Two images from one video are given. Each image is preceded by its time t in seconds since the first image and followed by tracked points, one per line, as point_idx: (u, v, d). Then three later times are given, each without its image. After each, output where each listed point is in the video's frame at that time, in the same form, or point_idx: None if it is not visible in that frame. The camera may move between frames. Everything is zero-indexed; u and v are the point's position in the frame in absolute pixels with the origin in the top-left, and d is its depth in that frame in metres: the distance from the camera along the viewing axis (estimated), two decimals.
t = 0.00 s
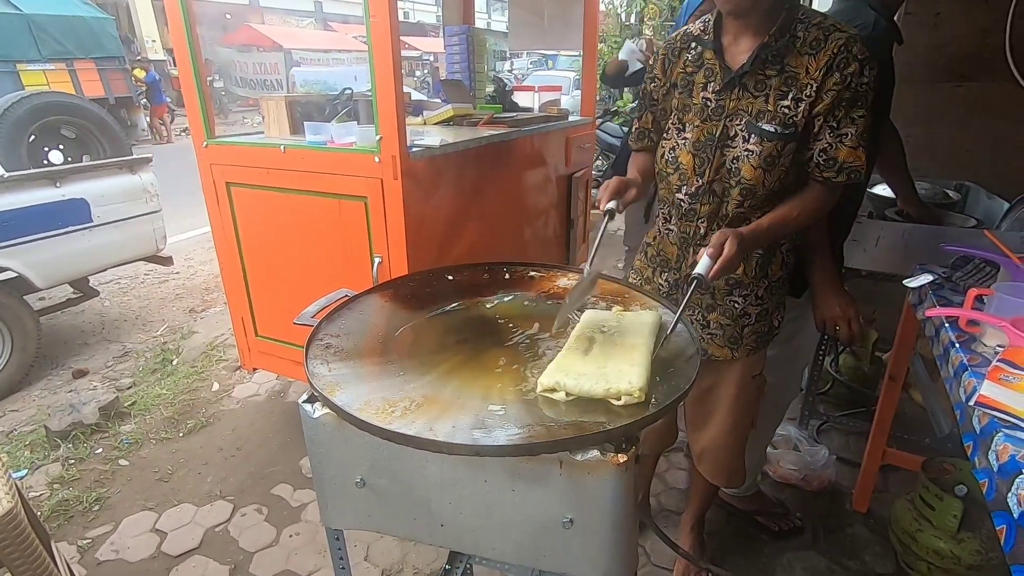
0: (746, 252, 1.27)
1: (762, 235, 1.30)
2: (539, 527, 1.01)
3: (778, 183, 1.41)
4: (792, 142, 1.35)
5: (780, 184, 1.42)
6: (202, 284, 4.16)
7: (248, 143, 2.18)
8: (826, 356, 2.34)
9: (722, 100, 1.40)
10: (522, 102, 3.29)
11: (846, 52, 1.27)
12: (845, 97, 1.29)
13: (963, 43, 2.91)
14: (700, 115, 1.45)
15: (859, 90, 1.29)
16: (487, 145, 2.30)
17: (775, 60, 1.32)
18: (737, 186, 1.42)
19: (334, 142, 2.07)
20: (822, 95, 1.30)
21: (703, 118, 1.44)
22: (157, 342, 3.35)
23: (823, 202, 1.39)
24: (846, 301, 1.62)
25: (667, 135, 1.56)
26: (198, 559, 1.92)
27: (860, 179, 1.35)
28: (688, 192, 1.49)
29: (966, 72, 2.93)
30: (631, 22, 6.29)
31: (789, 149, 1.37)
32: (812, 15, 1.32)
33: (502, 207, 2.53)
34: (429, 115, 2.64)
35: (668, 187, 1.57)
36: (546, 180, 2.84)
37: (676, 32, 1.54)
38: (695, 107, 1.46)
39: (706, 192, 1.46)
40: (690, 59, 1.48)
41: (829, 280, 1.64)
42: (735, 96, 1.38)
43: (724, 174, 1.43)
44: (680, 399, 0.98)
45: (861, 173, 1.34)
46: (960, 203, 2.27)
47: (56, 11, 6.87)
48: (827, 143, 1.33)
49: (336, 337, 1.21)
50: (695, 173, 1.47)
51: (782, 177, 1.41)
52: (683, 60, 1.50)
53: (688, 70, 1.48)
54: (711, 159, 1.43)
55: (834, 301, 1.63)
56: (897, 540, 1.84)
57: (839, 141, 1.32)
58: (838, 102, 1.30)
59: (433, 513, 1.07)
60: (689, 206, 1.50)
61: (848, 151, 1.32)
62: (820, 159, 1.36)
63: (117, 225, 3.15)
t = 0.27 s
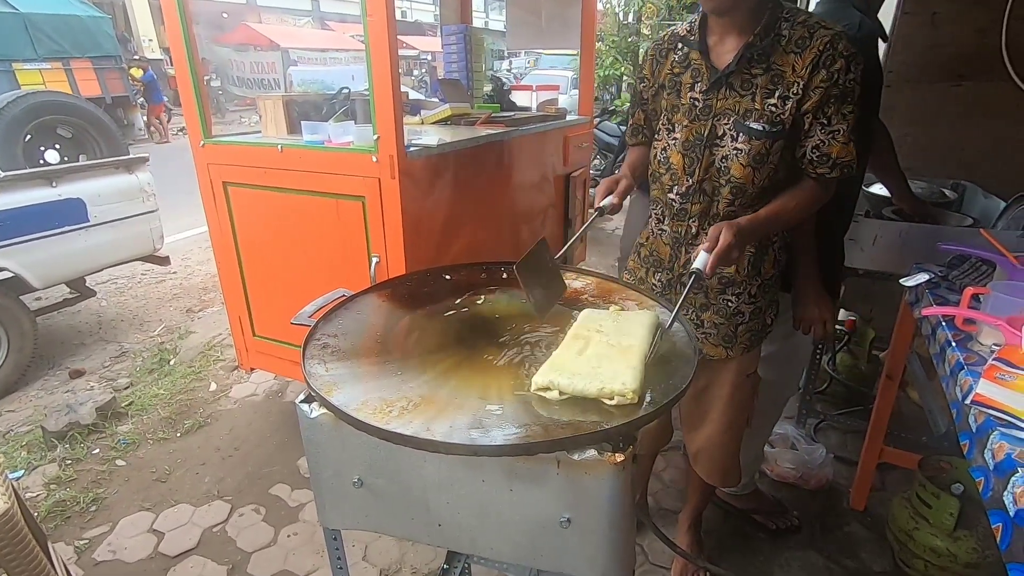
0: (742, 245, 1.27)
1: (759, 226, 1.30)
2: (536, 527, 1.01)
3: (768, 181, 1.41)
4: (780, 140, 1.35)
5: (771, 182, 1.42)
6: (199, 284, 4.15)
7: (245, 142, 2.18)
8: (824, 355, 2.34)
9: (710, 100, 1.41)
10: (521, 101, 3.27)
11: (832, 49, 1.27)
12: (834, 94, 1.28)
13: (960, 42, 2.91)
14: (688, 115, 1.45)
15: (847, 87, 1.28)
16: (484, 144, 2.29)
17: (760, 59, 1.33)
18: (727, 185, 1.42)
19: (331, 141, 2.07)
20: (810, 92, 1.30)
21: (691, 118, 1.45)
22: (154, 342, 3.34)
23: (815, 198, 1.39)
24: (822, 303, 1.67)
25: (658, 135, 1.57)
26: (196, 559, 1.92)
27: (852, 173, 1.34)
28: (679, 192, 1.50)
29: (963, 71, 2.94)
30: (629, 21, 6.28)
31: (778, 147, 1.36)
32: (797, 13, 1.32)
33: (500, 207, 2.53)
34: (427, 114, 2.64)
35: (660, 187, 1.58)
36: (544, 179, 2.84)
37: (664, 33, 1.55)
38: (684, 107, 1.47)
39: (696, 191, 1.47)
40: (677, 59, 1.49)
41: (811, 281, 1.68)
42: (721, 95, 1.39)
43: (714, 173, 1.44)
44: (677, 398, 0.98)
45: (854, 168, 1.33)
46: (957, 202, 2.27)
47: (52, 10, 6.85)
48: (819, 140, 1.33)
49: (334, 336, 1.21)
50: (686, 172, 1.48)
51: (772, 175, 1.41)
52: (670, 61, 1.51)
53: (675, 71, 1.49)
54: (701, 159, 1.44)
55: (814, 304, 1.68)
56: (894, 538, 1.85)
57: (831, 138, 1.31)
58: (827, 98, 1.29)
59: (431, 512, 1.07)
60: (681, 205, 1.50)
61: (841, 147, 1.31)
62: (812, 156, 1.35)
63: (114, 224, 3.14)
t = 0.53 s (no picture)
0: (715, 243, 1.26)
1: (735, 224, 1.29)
2: (533, 528, 1.01)
3: (753, 179, 1.41)
4: (763, 139, 1.35)
5: (755, 181, 1.41)
6: (196, 284, 4.15)
7: (241, 143, 2.18)
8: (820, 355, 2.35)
9: (695, 100, 1.41)
10: (517, 101, 3.24)
11: (813, 48, 1.27)
12: (814, 92, 1.29)
13: (955, 42, 2.92)
14: (674, 115, 1.45)
15: (828, 85, 1.28)
16: (481, 144, 2.29)
17: (743, 59, 1.33)
18: (713, 184, 1.42)
19: (328, 141, 2.06)
20: (790, 91, 1.30)
21: (677, 118, 1.45)
22: (150, 342, 3.33)
23: (798, 196, 1.38)
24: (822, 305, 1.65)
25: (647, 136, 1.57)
26: (192, 561, 1.92)
27: (833, 171, 1.34)
28: (667, 192, 1.50)
29: (958, 71, 2.95)
30: (626, 21, 6.28)
31: (762, 146, 1.36)
32: (779, 13, 1.33)
33: (497, 207, 2.53)
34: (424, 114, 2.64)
35: (649, 188, 1.58)
36: (542, 179, 2.84)
37: (652, 36, 1.55)
38: (671, 108, 1.47)
39: (684, 191, 1.47)
40: (664, 61, 1.49)
41: (812, 282, 1.66)
42: (706, 95, 1.39)
43: (700, 172, 1.44)
44: (674, 399, 0.98)
45: (834, 166, 1.34)
46: (953, 202, 2.28)
47: (47, 10, 6.82)
48: (800, 138, 1.33)
49: (330, 336, 1.21)
50: (673, 172, 1.48)
51: (756, 174, 1.41)
52: (658, 63, 1.51)
53: (662, 73, 1.50)
54: (687, 159, 1.44)
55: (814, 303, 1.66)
56: (890, 537, 1.85)
57: (812, 135, 1.32)
58: (807, 96, 1.30)
59: (428, 513, 1.07)
60: (669, 205, 1.51)
61: (821, 145, 1.31)
62: (793, 154, 1.35)
63: (110, 225, 3.13)
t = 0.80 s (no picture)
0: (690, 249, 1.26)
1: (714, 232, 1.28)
2: (531, 534, 1.01)
3: (742, 185, 1.40)
4: (749, 144, 1.35)
5: (744, 186, 1.41)
6: (194, 289, 4.14)
7: (240, 148, 2.18)
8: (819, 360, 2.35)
9: (684, 107, 1.42)
10: (516, 106, 3.31)
11: (796, 54, 1.27)
12: (797, 97, 1.29)
13: (950, 49, 2.94)
14: (666, 121, 1.46)
15: (811, 90, 1.28)
16: (479, 150, 2.30)
17: (730, 65, 1.34)
18: (702, 189, 1.43)
19: (328, 147, 2.06)
20: (774, 96, 1.30)
21: (668, 124, 1.46)
22: (148, 348, 3.33)
23: (784, 202, 1.36)
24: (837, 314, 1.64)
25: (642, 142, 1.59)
26: (189, 567, 1.91)
27: (818, 176, 1.32)
28: (660, 197, 1.51)
29: (953, 78, 2.97)
30: (625, 28, 6.31)
31: (749, 151, 1.37)
32: (766, 20, 1.34)
33: (496, 212, 2.53)
34: (423, 120, 2.65)
35: (643, 194, 1.59)
36: (540, 185, 2.84)
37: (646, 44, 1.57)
38: (662, 114, 1.48)
39: (675, 196, 1.48)
40: (656, 70, 1.51)
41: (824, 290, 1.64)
42: (695, 102, 1.40)
43: (691, 178, 1.45)
44: (673, 405, 0.98)
45: (818, 171, 1.32)
46: (949, 208, 2.29)
47: (47, 15, 6.84)
48: (783, 143, 1.32)
49: (329, 342, 1.21)
50: (665, 178, 1.49)
51: (745, 180, 1.41)
52: (651, 71, 1.53)
53: (654, 80, 1.51)
54: (678, 164, 1.45)
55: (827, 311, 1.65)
56: (890, 543, 1.85)
57: (795, 140, 1.31)
58: (790, 101, 1.30)
59: (427, 519, 1.07)
60: (662, 210, 1.52)
61: (804, 150, 1.31)
62: (777, 158, 1.34)
63: (109, 230, 3.13)
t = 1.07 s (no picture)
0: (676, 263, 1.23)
1: (702, 248, 1.26)
2: (534, 552, 1.00)
3: (740, 199, 1.41)
4: (746, 159, 1.36)
5: (742, 200, 1.42)
6: (197, 302, 4.15)
7: (245, 163, 2.19)
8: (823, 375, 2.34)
9: (683, 122, 1.43)
10: (519, 122, 3.34)
11: (790, 70, 1.28)
12: (791, 112, 1.29)
13: (950, 67, 2.97)
14: (665, 137, 1.47)
15: (804, 106, 1.29)
16: (482, 165, 2.31)
17: (727, 82, 1.35)
18: (701, 203, 1.43)
19: (332, 162, 2.07)
20: (768, 112, 1.31)
21: (668, 140, 1.47)
22: (151, 361, 3.32)
23: (778, 216, 1.35)
24: (843, 327, 1.65)
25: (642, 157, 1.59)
26: None
27: (808, 191, 1.31)
28: (660, 211, 1.52)
29: (953, 94, 2.99)
30: (626, 44, 6.37)
31: (746, 166, 1.37)
32: (762, 38, 1.35)
33: (498, 226, 2.54)
34: (427, 135, 2.67)
35: (644, 208, 1.60)
36: (542, 200, 2.85)
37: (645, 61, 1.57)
38: (661, 130, 1.49)
39: (675, 210, 1.48)
40: (655, 86, 1.52)
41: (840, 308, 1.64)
42: (693, 117, 1.41)
43: (690, 192, 1.45)
44: (677, 421, 0.98)
45: (810, 185, 1.31)
46: (951, 223, 2.29)
47: (57, 32, 6.94)
48: (775, 157, 1.32)
49: (332, 356, 1.20)
50: (665, 192, 1.50)
51: (743, 195, 1.41)
52: (651, 88, 1.54)
53: (654, 96, 1.52)
54: (678, 179, 1.46)
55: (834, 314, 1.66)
56: (898, 563, 1.82)
57: (787, 155, 1.31)
58: (783, 116, 1.30)
59: (428, 536, 1.06)
60: (662, 224, 1.52)
61: (796, 164, 1.30)
62: (769, 172, 1.34)
63: (114, 243, 3.14)
